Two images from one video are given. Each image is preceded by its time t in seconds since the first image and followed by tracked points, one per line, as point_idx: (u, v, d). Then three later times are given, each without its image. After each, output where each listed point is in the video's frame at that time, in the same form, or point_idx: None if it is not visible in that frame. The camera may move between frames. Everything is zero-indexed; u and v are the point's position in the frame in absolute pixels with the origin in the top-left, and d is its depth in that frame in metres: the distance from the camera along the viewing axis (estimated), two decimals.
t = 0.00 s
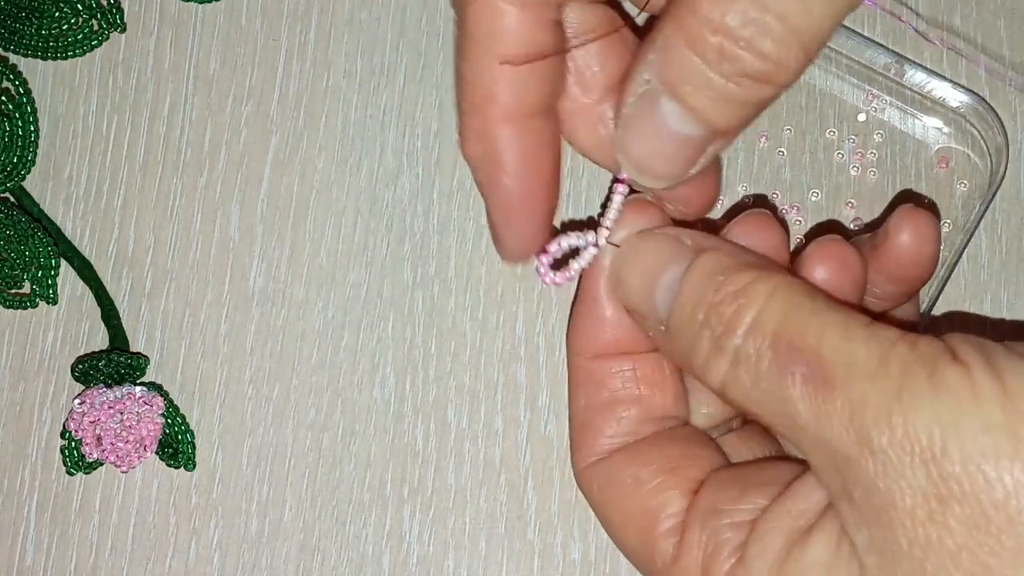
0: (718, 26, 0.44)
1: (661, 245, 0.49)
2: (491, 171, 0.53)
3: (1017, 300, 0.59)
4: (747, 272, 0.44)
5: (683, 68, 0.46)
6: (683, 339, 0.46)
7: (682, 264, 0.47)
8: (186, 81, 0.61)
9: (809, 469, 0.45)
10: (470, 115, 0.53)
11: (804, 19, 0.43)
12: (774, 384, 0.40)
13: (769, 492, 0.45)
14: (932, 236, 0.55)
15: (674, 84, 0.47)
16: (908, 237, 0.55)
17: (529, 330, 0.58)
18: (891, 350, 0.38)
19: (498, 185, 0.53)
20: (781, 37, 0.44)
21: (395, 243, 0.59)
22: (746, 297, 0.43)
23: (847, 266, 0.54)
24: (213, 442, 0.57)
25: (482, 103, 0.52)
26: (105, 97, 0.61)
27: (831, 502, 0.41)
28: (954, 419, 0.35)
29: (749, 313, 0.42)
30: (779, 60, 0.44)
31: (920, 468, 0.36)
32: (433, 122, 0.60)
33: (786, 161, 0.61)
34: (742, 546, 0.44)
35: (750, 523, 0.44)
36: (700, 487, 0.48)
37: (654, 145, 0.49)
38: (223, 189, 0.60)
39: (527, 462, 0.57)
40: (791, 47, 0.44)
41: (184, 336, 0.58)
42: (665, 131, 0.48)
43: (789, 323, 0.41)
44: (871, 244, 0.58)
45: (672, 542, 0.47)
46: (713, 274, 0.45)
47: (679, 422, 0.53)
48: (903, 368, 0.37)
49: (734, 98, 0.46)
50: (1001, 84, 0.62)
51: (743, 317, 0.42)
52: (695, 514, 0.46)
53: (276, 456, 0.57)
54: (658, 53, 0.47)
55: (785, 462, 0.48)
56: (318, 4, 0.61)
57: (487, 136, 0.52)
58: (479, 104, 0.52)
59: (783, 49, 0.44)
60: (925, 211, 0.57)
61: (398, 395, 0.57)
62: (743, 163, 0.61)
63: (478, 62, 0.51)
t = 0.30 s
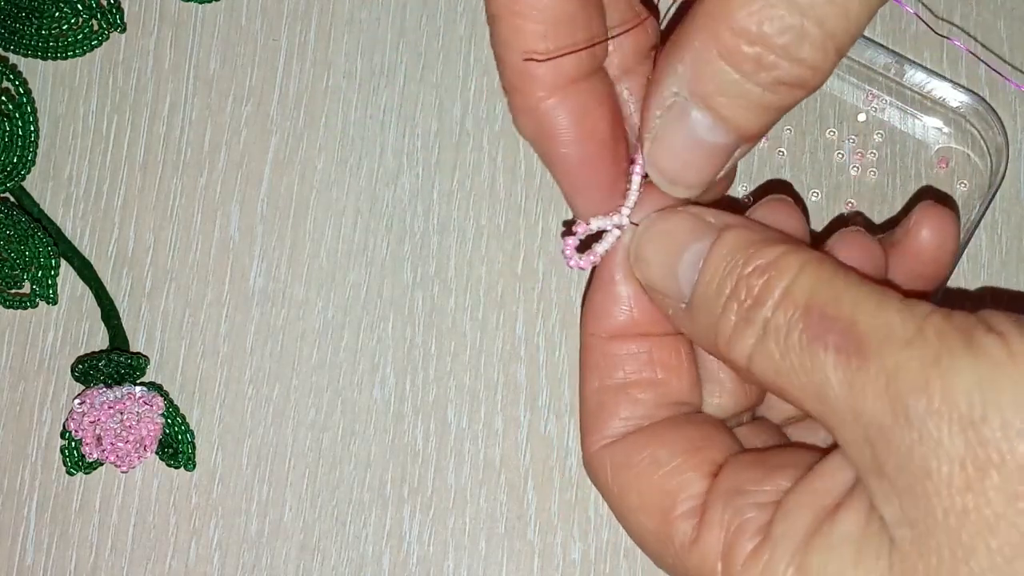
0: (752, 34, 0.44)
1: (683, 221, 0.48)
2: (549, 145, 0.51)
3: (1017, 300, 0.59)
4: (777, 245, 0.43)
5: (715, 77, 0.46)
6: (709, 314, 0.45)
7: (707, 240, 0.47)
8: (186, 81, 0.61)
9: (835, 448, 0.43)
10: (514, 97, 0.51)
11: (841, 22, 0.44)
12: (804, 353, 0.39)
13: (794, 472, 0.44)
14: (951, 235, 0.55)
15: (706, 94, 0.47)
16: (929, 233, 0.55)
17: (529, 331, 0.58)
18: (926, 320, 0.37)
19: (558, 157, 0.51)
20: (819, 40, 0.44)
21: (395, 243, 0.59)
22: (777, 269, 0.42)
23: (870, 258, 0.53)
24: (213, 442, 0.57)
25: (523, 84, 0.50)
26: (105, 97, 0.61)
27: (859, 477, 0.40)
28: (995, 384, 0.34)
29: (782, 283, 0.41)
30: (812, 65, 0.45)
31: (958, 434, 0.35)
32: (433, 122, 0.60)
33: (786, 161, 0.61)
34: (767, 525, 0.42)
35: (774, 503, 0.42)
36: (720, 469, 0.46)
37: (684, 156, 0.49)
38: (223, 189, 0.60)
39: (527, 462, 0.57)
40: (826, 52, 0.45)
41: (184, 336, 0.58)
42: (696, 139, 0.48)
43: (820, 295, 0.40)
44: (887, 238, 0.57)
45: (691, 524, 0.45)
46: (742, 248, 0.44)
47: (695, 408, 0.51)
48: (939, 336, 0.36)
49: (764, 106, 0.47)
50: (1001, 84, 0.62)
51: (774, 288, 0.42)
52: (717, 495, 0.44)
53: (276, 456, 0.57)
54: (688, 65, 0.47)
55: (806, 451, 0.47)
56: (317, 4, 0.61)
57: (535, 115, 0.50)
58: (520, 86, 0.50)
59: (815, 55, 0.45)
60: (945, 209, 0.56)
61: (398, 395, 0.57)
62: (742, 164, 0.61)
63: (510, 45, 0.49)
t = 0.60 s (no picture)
0: (725, 48, 0.43)
1: (688, 221, 0.48)
2: (544, 140, 0.52)
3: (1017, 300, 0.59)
4: (779, 242, 0.43)
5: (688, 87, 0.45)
6: (711, 312, 0.45)
7: (711, 240, 0.47)
8: (186, 81, 0.61)
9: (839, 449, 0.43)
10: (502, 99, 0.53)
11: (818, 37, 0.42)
12: (810, 352, 0.39)
13: (798, 472, 0.44)
14: (957, 239, 0.55)
15: (678, 101, 0.46)
16: (934, 238, 0.55)
17: (529, 331, 0.58)
18: (933, 318, 0.37)
19: (555, 150, 0.52)
20: (797, 54, 0.42)
21: (395, 243, 0.59)
22: (780, 266, 0.42)
23: (875, 259, 0.53)
24: (213, 442, 0.57)
25: (507, 83, 0.51)
26: (105, 97, 0.61)
27: (865, 477, 0.40)
28: (1004, 383, 0.34)
29: (785, 280, 0.41)
30: (790, 80, 0.43)
31: (968, 432, 0.35)
32: (433, 122, 0.60)
33: (786, 161, 0.61)
34: (772, 525, 0.41)
35: (779, 503, 0.42)
36: (723, 471, 0.46)
37: (656, 155, 0.49)
38: (223, 189, 0.60)
39: (527, 462, 0.57)
40: (802, 65, 0.43)
41: (184, 336, 0.58)
42: (667, 142, 0.48)
43: (824, 291, 0.40)
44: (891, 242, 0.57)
45: (694, 525, 0.44)
46: (745, 246, 0.44)
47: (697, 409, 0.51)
48: (947, 335, 0.36)
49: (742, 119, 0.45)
50: (1001, 83, 0.62)
51: (777, 285, 0.41)
52: (722, 497, 0.44)
53: (276, 456, 0.57)
54: (660, 72, 0.46)
55: (807, 452, 0.47)
56: (318, 3, 0.61)
57: (525, 112, 0.52)
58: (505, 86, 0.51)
59: (791, 68, 0.43)
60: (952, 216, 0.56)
61: (398, 395, 0.57)
62: (742, 164, 0.61)
63: (488, 48, 0.51)
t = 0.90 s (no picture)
0: (714, 54, 0.42)
1: (673, 221, 0.48)
2: (531, 148, 0.53)
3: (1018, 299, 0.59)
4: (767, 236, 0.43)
5: (675, 96, 0.45)
6: (698, 306, 0.45)
7: (699, 235, 0.47)
8: (186, 81, 0.61)
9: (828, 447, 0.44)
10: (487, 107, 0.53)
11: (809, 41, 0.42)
12: (802, 338, 0.39)
13: (785, 470, 0.44)
14: (944, 253, 0.54)
15: (667, 111, 0.45)
16: (921, 249, 0.54)
17: (528, 330, 0.58)
18: (927, 306, 0.38)
19: (542, 157, 0.53)
20: (786, 59, 0.42)
21: (395, 243, 0.59)
22: (769, 257, 0.42)
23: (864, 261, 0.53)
24: (213, 441, 0.57)
25: (493, 90, 0.52)
26: (105, 97, 0.61)
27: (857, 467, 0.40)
28: (1001, 363, 0.35)
29: (774, 272, 0.41)
30: (779, 87, 0.43)
31: (966, 414, 0.35)
32: (433, 122, 0.60)
33: (786, 161, 0.61)
34: (762, 519, 0.41)
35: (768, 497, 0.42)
36: (710, 468, 0.45)
37: (646, 168, 0.48)
38: (223, 189, 0.60)
39: (527, 462, 0.56)
40: (792, 71, 0.43)
41: (184, 336, 0.58)
42: (656, 153, 0.48)
43: (817, 280, 0.40)
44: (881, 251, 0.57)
45: (680, 522, 0.44)
46: (734, 237, 0.44)
47: (684, 413, 0.51)
48: (942, 320, 0.37)
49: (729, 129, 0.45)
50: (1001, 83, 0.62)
51: (766, 277, 0.41)
52: (708, 493, 0.44)
53: (276, 456, 0.57)
54: (648, 80, 0.45)
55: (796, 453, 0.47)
56: (317, 3, 0.61)
57: (511, 120, 0.52)
58: (490, 94, 0.52)
59: (780, 74, 0.43)
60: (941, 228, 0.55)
61: (398, 395, 0.57)
62: (742, 164, 0.61)
63: (473, 56, 0.52)
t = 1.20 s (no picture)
0: (702, 68, 0.42)
1: (674, 226, 0.48)
2: (528, 155, 0.53)
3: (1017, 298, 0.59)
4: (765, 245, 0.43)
5: (665, 104, 0.45)
6: (699, 316, 0.45)
7: (698, 244, 0.47)
8: (186, 81, 0.61)
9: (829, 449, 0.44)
10: (482, 115, 0.53)
11: (798, 56, 0.42)
12: (797, 351, 0.39)
13: (786, 472, 0.44)
14: (946, 243, 0.55)
15: (656, 117, 0.45)
16: (921, 241, 0.55)
17: (528, 330, 0.58)
18: (921, 312, 0.37)
19: (539, 164, 0.53)
20: (775, 75, 0.42)
21: (395, 243, 0.59)
22: (766, 268, 0.42)
23: (862, 264, 0.53)
24: (213, 441, 0.57)
25: (487, 101, 0.52)
26: (105, 97, 0.61)
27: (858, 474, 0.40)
28: (994, 372, 0.35)
29: (770, 284, 0.41)
30: (767, 102, 0.43)
31: (959, 425, 0.35)
32: (433, 122, 0.60)
33: (786, 161, 0.61)
34: (764, 522, 0.41)
35: (768, 501, 0.42)
36: (713, 471, 0.45)
37: (636, 170, 0.48)
38: (223, 189, 0.60)
39: (527, 462, 0.57)
40: (781, 87, 0.43)
41: (184, 336, 0.58)
42: (646, 157, 0.48)
43: (808, 292, 0.40)
44: (882, 244, 0.58)
45: (683, 526, 0.44)
46: (732, 248, 0.44)
47: (687, 415, 0.51)
48: (935, 327, 0.36)
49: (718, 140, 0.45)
50: (1001, 84, 0.62)
51: (763, 288, 0.41)
52: (712, 496, 0.44)
53: (276, 456, 0.57)
54: (640, 86, 0.45)
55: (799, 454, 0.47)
56: (317, 3, 0.61)
57: (507, 128, 0.52)
58: (484, 104, 0.52)
59: (768, 89, 0.43)
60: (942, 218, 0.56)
61: (398, 395, 0.57)
62: (742, 164, 0.61)
63: (466, 67, 0.52)
